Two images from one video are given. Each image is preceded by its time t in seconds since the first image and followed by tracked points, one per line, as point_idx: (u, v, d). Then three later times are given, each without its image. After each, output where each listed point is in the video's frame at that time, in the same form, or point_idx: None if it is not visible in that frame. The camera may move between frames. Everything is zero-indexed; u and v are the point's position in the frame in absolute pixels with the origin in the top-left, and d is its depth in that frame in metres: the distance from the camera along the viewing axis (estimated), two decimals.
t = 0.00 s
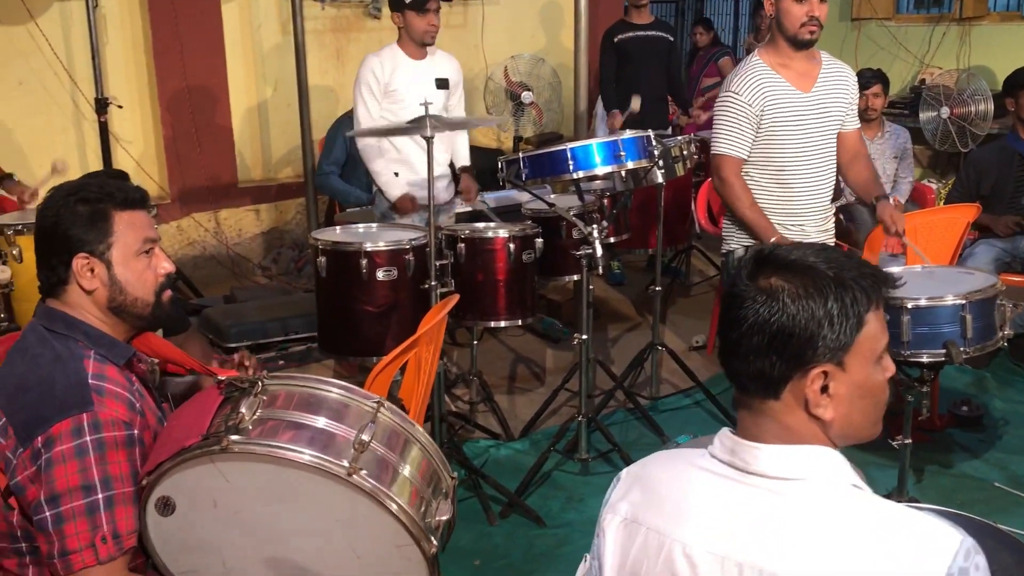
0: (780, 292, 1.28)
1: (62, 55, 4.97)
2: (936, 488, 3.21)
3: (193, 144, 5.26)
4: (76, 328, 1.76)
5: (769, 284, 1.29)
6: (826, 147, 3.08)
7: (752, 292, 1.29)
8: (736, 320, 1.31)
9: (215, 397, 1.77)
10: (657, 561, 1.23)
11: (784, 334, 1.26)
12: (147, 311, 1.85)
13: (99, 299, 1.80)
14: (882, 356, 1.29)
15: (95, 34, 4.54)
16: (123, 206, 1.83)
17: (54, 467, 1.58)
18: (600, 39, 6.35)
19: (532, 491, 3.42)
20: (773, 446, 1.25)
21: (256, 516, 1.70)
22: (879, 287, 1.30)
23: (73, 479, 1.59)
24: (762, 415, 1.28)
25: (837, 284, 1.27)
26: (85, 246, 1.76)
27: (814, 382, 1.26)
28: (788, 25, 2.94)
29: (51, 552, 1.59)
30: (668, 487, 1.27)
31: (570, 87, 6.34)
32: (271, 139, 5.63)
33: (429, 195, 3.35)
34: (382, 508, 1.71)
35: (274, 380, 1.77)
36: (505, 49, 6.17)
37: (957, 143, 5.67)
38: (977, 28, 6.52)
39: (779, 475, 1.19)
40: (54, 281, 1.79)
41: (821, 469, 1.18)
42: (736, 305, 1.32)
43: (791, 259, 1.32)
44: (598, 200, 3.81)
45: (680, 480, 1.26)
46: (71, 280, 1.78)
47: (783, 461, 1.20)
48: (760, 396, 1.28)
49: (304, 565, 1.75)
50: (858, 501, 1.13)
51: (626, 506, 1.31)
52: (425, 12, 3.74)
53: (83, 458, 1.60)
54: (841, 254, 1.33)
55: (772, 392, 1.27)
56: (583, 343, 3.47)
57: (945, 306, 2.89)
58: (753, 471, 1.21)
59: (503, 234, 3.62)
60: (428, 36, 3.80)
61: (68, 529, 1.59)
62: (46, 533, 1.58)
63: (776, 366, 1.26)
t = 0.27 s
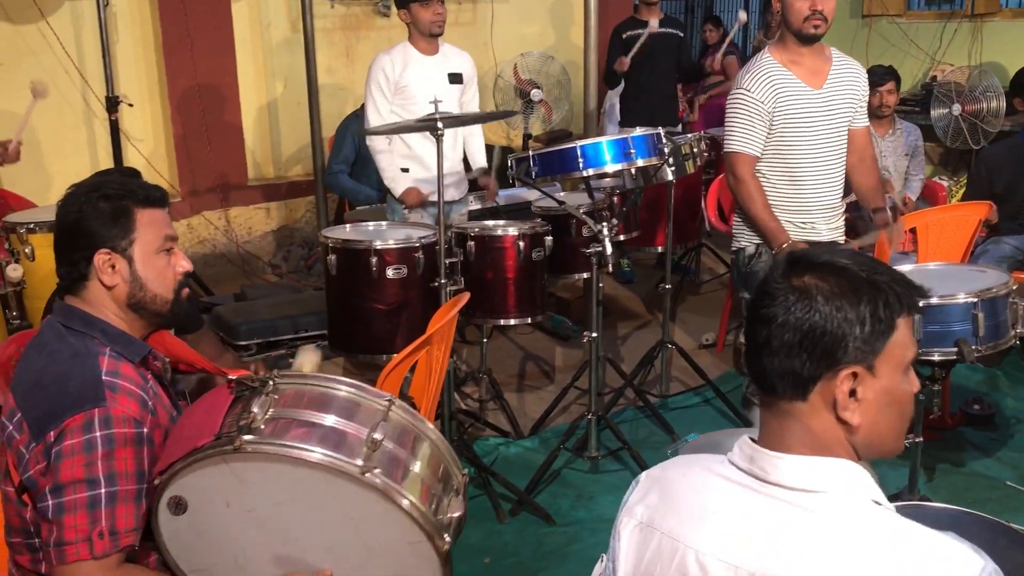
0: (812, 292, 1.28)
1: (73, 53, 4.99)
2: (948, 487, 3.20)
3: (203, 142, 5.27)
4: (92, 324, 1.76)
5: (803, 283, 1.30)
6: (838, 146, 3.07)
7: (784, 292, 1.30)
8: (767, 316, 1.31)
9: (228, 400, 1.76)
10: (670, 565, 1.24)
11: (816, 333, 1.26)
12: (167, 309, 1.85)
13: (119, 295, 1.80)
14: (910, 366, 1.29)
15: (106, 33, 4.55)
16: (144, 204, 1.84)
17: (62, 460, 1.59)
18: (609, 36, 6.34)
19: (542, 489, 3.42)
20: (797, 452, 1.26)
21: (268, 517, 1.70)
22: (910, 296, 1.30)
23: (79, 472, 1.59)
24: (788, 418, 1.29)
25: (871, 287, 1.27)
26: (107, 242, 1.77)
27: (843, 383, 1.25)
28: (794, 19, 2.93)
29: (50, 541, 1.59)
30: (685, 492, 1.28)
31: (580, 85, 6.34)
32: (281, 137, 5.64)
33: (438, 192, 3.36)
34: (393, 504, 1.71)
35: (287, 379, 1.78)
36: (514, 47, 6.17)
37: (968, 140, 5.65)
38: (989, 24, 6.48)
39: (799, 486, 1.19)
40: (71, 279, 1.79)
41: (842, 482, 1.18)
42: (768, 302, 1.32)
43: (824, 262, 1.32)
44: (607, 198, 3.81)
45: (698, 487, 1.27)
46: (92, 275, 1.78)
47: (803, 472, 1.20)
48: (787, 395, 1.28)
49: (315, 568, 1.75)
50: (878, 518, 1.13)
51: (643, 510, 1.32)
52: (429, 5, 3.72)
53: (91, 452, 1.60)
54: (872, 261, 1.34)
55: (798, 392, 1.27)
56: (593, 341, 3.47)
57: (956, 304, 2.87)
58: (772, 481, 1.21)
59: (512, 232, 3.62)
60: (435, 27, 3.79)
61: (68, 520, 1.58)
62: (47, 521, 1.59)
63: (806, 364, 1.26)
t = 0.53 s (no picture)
0: (831, 293, 1.28)
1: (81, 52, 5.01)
2: (955, 485, 3.19)
3: (211, 140, 5.28)
4: (104, 321, 1.77)
5: (822, 285, 1.29)
6: (844, 144, 3.06)
7: (803, 292, 1.30)
8: (785, 317, 1.31)
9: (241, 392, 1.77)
10: (679, 559, 1.24)
11: (834, 336, 1.26)
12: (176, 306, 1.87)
13: (132, 293, 1.81)
14: (926, 369, 1.30)
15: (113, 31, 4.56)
16: (156, 203, 1.84)
17: (77, 453, 1.59)
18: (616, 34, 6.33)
19: (549, 487, 3.42)
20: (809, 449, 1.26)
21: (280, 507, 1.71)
22: (929, 298, 1.30)
23: (94, 465, 1.59)
24: (800, 417, 1.29)
25: (890, 290, 1.27)
26: (122, 240, 1.77)
27: (858, 386, 1.26)
28: (799, 17, 2.92)
29: (62, 533, 1.57)
30: (695, 487, 1.28)
31: (587, 83, 6.33)
32: (287, 135, 5.65)
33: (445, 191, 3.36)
34: (406, 495, 1.72)
35: (298, 372, 1.78)
36: (520, 45, 6.17)
37: (976, 137, 5.63)
38: (997, 21, 6.46)
39: (809, 480, 1.19)
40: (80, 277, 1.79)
41: (853, 478, 1.18)
42: (787, 303, 1.32)
43: (843, 263, 1.32)
44: (614, 196, 3.81)
45: (708, 483, 1.27)
46: (105, 273, 1.78)
47: (814, 466, 1.20)
48: (802, 397, 1.28)
49: (322, 564, 1.75)
50: (889, 515, 1.13)
51: (651, 504, 1.32)
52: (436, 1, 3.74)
53: (107, 446, 1.60)
54: (893, 263, 1.34)
55: (813, 393, 1.27)
56: (599, 340, 3.46)
57: (964, 303, 2.86)
58: (784, 476, 1.21)
59: (519, 230, 3.62)
60: (440, 23, 3.80)
61: (82, 512, 1.57)
62: (60, 513, 1.57)
63: (823, 367, 1.26)
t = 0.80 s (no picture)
0: (822, 278, 1.29)
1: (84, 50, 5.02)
2: (959, 484, 3.19)
3: (214, 138, 5.28)
4: (100, 323, 1.76)
5: (813, 271, 1.30)
6: (847, 141, 3.06)
7: (795, 278, 1.31)
8: (777, 304, 1.32)
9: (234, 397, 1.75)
10: (683, 551, 1.24)
11: (825, 318, 1.26)
12: (175, 309, 1.86)
13: (134, 291, 1.80)
14: (920, 355, 1.28)
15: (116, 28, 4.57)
16: (164, 205, 1.84)
17: (76, 463, 1.59)
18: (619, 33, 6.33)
19: (551, 486, 3.42)
20: (807, 435, 1.25)
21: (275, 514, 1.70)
22: (922, 285, 1.30)
23: (97, 475, 1.59)
24: (794, 402, 1.29)
25: (881, 274, 1.27)
26: (129, 237, 1.77)
27: (850, 367, 1.25)
28: (805, 13, 2.91)
29: (74, 546, 1.60)
30: (698, 480, 1.28)
31: (590, 82, 6.33)
32: (291, 133, 5.66)
33: (448, 189, 3.35)
34: (398, 508, 1.71)
35: (290, 379, 1.77)
36: (523, 43, 6.17)
37: (980, 136, 5.62)
38: (1001, 20, 6.45)
39: (808, 466, 1.19)
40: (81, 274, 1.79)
41: (851, 465, 1.18)
42: (779, 290, 1.33)
43: (836, 250, 1.33)
44: (617, 195, 3.81)
45: (712, 476, 1.27)
46: (110, 269, 1.78)
47: (813, 453, 1.20)
48: (795, 379, 1.28)
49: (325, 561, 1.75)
50: (888, 500, 1.13)
51: (654, 499, 1.32)
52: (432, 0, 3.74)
53: (106, 454, 1.60)
54: (884, 251, 1.35)
55: (806, 377, 1.27)
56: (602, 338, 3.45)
57: (967, 301, 2.85)
58: (784, 464, 1.21)
59: (522, 228, 3.63)
60: (436, 22, 3.80)
61: (92, 524, 1.59)
62: (68, 527, 1.59)
63: (815, 350, 1.26)
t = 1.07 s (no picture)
0: (850, 292, 1.28)
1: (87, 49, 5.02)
2: (962, 484, 3.19)
3: (216, 137, 5.29)
4: (103, 323, 1.76)
5: (844, 284, 1.30)
6: (849, 143, 3.06)
7: (823, 290, 1.31)
8: (804, 313, 1.32)
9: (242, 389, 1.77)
10: (685, 557, 1.24)
11: (848, 334, 1.26)
12: (180, 303, 1.87)
13: (139, 290, 1.81)
14: (945, 380, 1.28)
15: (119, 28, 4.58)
16: (159, 199, 1.85)
17: (85, 462, 1.59)
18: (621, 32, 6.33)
19: (553, 485, 3.42)
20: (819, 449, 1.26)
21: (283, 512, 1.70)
22: (953, 305, 1.29)
23: (105, 474, 1.60)
24: (810, 415, 1.30)
25: (912, 294, 1.27)
26: (130, 237, 1.77)
27: (868, 388, 1.25)
28: (809, 11, 2.91)
29: (83, 546, 1.61)
30: (701, 486, 1.28)
31: (591, 82, 6.34)
32: (293, 132, 5.66)
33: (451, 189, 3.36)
34: (406, 502, 1.71)
35: (299, 375, 1.78)
36: (525, 42, 6.17)
37: (983, 136, 5.62)
38: (1004, 19, 6.44)
39: (816, 480, 1.19)
40: (81, 272, 1.79)
41: (859, 479, 1.18)
42: (805, 301, 1.33)
43: (868, 264, 1.32)
44: (619, 194, 3.81)
45: (716, 482, 1.27)
46: (113, 270, 1.78)
47: (821, 466, 1.20)
48: (813, 394, 1.28)
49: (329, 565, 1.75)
50: (896, 519, 1.13)
51: (657, 502, 1.32)
52: (431, 2, 3.74)
53: (114, 453, 1.61)
54: (923, 271, 1.33)
55: (824, 391, 1.28)
56: (604, 337, 3.46)
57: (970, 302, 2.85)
58: (790, 473, 1.22)
59: (524, 228, 3.63)
60: (434, 24, 3.80)
61: (100, 524, 1.60)
62: (77, 526, 1.60)
63: (834, 365, 1.27)
